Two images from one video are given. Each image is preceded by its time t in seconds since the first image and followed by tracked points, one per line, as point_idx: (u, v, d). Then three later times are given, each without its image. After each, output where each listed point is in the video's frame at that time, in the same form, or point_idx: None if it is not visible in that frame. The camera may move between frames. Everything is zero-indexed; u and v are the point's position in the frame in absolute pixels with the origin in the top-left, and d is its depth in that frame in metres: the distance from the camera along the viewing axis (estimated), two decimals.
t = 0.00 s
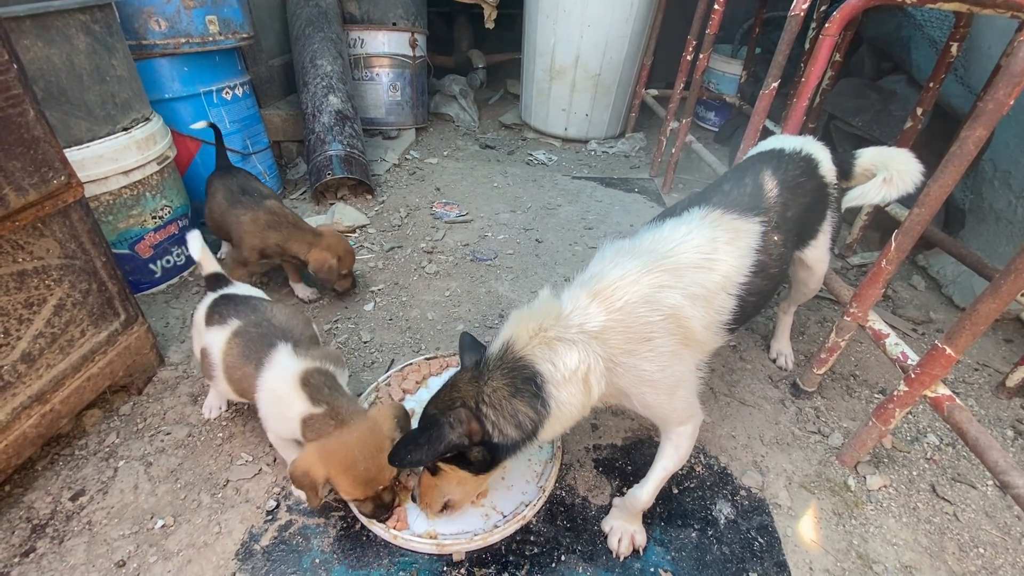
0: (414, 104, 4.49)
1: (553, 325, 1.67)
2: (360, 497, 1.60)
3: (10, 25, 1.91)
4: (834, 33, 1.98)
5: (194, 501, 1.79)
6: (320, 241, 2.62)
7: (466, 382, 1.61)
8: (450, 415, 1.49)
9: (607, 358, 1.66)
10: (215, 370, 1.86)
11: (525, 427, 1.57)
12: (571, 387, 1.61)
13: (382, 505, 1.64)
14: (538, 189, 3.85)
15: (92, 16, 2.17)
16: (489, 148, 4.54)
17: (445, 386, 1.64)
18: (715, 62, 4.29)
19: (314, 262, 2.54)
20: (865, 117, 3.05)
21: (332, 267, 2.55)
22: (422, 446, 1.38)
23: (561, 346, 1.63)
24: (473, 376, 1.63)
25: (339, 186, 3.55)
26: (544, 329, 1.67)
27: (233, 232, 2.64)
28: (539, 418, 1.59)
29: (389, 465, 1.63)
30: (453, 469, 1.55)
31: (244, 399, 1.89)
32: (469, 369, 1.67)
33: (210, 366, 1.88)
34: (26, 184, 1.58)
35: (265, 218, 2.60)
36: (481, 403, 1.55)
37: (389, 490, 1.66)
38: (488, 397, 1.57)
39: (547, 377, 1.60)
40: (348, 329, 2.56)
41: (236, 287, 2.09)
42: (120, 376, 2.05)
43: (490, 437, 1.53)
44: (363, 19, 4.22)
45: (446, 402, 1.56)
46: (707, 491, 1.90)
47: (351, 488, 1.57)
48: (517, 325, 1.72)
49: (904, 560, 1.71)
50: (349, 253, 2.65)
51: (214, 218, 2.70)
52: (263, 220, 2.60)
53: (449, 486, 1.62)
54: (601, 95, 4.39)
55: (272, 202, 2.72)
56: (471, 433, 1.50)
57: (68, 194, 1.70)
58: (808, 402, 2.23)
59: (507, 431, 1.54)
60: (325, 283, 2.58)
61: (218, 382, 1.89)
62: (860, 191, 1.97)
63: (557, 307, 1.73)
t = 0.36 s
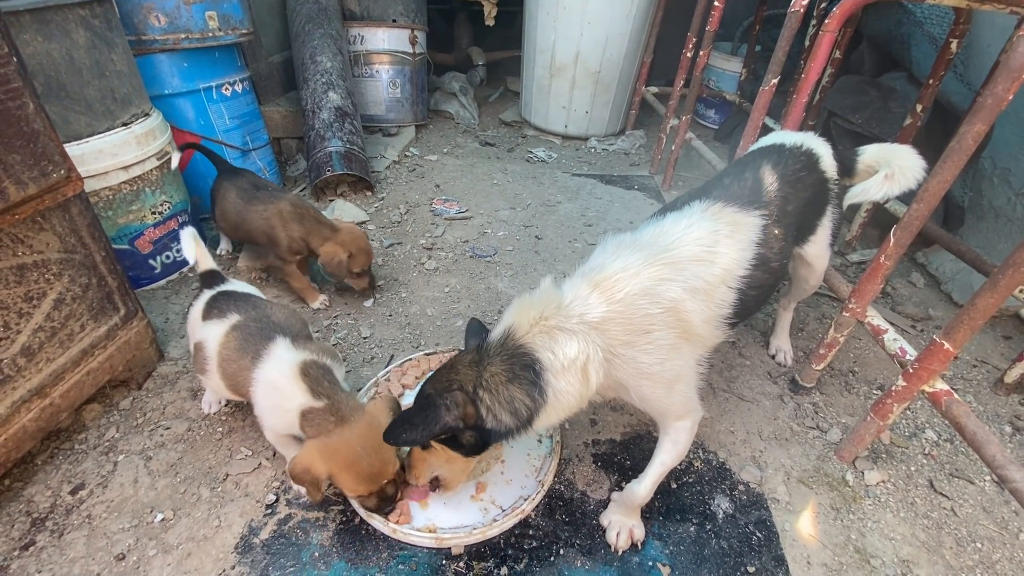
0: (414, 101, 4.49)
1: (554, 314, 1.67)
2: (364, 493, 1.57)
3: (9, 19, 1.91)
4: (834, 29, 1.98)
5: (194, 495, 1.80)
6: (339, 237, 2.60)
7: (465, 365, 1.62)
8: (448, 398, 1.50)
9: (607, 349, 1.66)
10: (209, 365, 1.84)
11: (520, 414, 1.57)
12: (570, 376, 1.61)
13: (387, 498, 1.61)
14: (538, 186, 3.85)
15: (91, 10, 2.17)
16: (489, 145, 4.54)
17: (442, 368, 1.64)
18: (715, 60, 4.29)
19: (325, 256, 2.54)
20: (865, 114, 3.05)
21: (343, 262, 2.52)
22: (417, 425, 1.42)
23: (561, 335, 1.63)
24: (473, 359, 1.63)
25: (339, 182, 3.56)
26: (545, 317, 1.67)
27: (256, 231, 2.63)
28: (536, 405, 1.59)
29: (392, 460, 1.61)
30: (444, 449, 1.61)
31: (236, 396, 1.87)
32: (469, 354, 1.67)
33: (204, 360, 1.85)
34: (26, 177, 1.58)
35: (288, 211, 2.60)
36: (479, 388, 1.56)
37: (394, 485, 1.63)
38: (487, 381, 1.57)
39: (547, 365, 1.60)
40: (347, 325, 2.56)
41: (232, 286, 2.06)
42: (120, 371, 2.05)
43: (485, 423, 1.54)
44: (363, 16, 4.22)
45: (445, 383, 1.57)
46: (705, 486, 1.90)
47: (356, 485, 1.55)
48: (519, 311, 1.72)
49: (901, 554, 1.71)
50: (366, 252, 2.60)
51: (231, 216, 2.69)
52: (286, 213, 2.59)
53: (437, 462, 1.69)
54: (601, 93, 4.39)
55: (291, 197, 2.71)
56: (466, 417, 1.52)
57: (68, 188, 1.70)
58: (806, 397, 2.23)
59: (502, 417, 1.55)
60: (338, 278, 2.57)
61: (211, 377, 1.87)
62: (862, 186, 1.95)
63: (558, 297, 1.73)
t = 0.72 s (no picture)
0: (412, 103, 4.49)
1: (546, 313, 1.71)
2: (383, 485, 1.65)
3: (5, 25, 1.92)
4: (829, 35, 1.98)
5: (191, 502, 1.80)
6: (380, 243, 2.62)
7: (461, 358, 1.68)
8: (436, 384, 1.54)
9: (597, 351, 1.67)
10: (202, 373, 1.84)
11: (508, 411, 1.60)
12: (557, 374, 1.63)
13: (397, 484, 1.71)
14: (536, 189, 3.85)
15: (88, 16, 2.17)
16: (487, 147, 4.55)
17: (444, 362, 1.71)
18: (713, 62, 4.29)
19: (361, 256, 2.58)
20: (862, 118, 3.05)
21: (376, 267, 2.58)
22: (400, 401, 1.47)
23: (552, 335, 1.66)
24: (468, 355, 1.69)
25: (337, 185, 3.56)
26: (537, 316, 1.70)
27: (308, 224, 2.63)
28: (523, 403, 1.61)
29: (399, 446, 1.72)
30: (435, 437, 1.62)
31: (229, 404, 1.87)
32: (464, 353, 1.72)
33: (198, 368, 1.85)
34: (22, 186, 1.58)
35: (341, 209, 2.63)
36: (468, 379, 1.60)
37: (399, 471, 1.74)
38: (476, 373, 1.62)
39: (535, 362, 1.63)
40: (344, 329, 2.56)
41: (227, 291, 2.07)
42: (117, 376, 2.06)
43: (469, 415, 1.57)
44: (362, 18, 4.22)
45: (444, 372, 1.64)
46: (701, 491, 1.91)
47: (378, 477, 1.62)
48: (514, 310, 1.77)
49: (895, 560, 1.72)
50: (400, 261, 2.62)
51: (286, 209, 2.66)
52: (339, 211, 2.62)
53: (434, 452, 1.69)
54: (599, 95, 4.39)
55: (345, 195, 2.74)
56: (452, 406, 1.55)
57: (64, 196, 1.71)
58: (802, 402, 2.24)
59: (489, 412, 1.58)
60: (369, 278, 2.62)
61: (204, 384, 1.87)
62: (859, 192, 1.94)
63: (552, 298, 1.75)
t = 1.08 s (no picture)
0: (410, 101, 4.47)
1: (546, 308, 1.69)
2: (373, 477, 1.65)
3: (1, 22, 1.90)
4: (830, 32, 1.96)
5: (188, 502, 1.79)
6: (409, 243, 2.68)
7: (457, 349, 1.67)
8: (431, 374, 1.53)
9: (596, 346, 1.66)
10: (200, 368, 1.84)
11: (503, 403, 1.59)
12: (555, 369, 1.61)
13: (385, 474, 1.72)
14: (535, 187, 3.84)
15: (84, 13, 2.15)
16: (486, 146, 4.53)
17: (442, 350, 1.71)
18: (713, 60, 4.28)
19: (394, 258, 2.62)
20: (863, 116, 3.04)
21: (411, 270, 2.64)
22: (395, 393, 1.47)
23: (551, 329, 1.64)
24: (465, 345, 1.68)
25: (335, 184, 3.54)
26: (537, 311, 1.68)
27: (334, 228, 2.62)
28: (519, 397, 1.60)
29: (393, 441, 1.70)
30: (432, 427, 1.63)
31: (226, 399, 1.86)
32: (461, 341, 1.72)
33: (195, 363, 1.85)
34: (17, 184, 1.57)
35: (367, 209, 2.66)
36: (464, 370, 1.59)
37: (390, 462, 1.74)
38: (472, 364, 1.61)
39: (533, 356, 1.61)
40: (342, 328, 2.55)
41: (223, 287, 2.05)
42: (114, 375, 2.04)
43: (466, 406, 1.57)
44: (360, 16, 4.21)
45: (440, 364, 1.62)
46: (701, 491, 1.90)
47: (371, 472, 1.61)
48: (514, 303, 1.75)
49: (896, 560, 1.71)
50: (423, 257, 2.70)
51: (307, 215, 2.62)
52: (365, 211, 2.65)
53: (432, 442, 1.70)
54: (599, 93, 4.38)
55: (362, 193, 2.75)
56: (447, 398, 1.54)
57: (59, 195, 1.69)
58: (803, 401, 2.23)
59: (484, 403, 1.57)
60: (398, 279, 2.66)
61: (202, 379, 1.86)
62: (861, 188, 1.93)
63: (553, 292, 1.74)
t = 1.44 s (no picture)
0: (408, 100, 4.46)
1: (546, 299, 1.68)
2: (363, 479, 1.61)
3: None
4: (828, 30, 1.95)
5: (183, 505, 1.78)
6: (406, 236, 2.74)
7: (455, 329, 1.68)
8: (426, 356, 1.55)
9: (592, 341, 1.65)
10: (195, 367, 1.82)
11: (496, 385, 1.60)
12: (547, 359, 1.62)
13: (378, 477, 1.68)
14: (534, 186, 3.83)
15: (78, 13, 2.14)
16: (484, 145, 4.52)
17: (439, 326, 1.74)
18: (711, 58, 4.27)
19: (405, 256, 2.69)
20: (862, 114, 3.03)
21: (420, 257, 2.73)
22: (392, 375, 1.49)
23: (548, 321, 1.64)
24: (462, 325, 1.69)
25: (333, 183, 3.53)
26: (537, 301, 1.68)
27: (321, 240, 2.59)
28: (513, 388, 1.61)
29: (389, 443, 1.65)
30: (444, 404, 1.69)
31: (221, 397, 1.85)
32: (461, 320, 1.73)
33: (189, 363, 1.84)
34: (8, 186, 1.56)
35: (359, 219, 2.61)
36: (459, 352, 1.60)
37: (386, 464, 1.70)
38: (467, 347, 1.61)
39: (527, 346, 1.62)
40: (339, 329, 2.54)
41: (217, 286, 2.04)
42: (109, 377, 2.03)
43: (460, 385, 1.59)
44: (357, 16, 4.20)
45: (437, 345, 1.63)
46: (699, 492, 1.89)
47: (360, 473, 1.58)
48: (515, 290, 1.74)
49: (896, 561, 1.70)
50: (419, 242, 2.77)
51: (292, 224, 2.60)
52: (357, 219, 2.61)
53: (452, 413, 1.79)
54: (597, 92, 4.37)
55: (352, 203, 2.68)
56: (443, 377, 1.57)
57: (52, 196, 1.68)
58: (801, 402, 2.22)
59: (478, 385, 1.59)
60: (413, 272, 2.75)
61: (197, 378, 1.85)
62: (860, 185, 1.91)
63: (554, 283, 1.73)
